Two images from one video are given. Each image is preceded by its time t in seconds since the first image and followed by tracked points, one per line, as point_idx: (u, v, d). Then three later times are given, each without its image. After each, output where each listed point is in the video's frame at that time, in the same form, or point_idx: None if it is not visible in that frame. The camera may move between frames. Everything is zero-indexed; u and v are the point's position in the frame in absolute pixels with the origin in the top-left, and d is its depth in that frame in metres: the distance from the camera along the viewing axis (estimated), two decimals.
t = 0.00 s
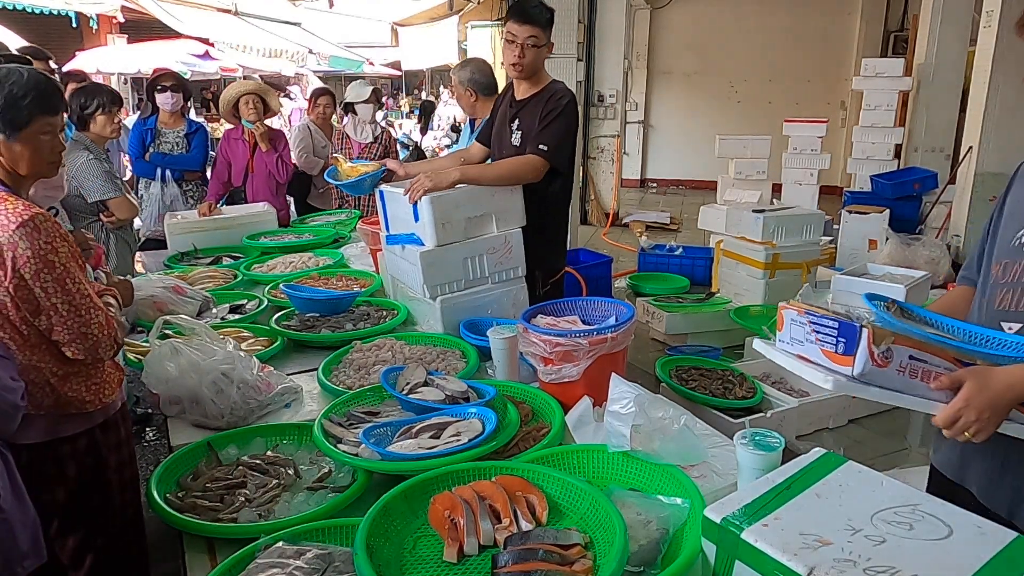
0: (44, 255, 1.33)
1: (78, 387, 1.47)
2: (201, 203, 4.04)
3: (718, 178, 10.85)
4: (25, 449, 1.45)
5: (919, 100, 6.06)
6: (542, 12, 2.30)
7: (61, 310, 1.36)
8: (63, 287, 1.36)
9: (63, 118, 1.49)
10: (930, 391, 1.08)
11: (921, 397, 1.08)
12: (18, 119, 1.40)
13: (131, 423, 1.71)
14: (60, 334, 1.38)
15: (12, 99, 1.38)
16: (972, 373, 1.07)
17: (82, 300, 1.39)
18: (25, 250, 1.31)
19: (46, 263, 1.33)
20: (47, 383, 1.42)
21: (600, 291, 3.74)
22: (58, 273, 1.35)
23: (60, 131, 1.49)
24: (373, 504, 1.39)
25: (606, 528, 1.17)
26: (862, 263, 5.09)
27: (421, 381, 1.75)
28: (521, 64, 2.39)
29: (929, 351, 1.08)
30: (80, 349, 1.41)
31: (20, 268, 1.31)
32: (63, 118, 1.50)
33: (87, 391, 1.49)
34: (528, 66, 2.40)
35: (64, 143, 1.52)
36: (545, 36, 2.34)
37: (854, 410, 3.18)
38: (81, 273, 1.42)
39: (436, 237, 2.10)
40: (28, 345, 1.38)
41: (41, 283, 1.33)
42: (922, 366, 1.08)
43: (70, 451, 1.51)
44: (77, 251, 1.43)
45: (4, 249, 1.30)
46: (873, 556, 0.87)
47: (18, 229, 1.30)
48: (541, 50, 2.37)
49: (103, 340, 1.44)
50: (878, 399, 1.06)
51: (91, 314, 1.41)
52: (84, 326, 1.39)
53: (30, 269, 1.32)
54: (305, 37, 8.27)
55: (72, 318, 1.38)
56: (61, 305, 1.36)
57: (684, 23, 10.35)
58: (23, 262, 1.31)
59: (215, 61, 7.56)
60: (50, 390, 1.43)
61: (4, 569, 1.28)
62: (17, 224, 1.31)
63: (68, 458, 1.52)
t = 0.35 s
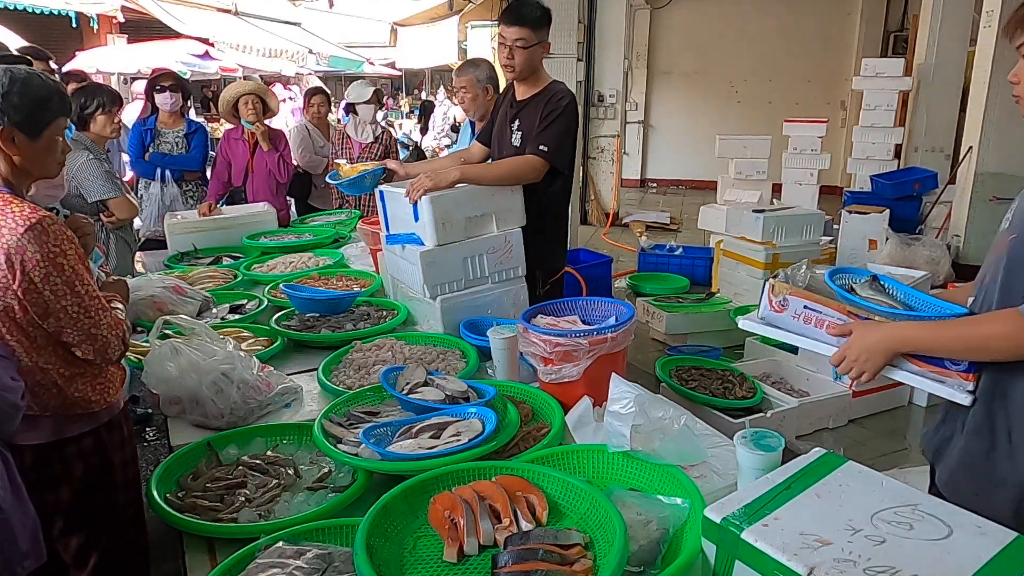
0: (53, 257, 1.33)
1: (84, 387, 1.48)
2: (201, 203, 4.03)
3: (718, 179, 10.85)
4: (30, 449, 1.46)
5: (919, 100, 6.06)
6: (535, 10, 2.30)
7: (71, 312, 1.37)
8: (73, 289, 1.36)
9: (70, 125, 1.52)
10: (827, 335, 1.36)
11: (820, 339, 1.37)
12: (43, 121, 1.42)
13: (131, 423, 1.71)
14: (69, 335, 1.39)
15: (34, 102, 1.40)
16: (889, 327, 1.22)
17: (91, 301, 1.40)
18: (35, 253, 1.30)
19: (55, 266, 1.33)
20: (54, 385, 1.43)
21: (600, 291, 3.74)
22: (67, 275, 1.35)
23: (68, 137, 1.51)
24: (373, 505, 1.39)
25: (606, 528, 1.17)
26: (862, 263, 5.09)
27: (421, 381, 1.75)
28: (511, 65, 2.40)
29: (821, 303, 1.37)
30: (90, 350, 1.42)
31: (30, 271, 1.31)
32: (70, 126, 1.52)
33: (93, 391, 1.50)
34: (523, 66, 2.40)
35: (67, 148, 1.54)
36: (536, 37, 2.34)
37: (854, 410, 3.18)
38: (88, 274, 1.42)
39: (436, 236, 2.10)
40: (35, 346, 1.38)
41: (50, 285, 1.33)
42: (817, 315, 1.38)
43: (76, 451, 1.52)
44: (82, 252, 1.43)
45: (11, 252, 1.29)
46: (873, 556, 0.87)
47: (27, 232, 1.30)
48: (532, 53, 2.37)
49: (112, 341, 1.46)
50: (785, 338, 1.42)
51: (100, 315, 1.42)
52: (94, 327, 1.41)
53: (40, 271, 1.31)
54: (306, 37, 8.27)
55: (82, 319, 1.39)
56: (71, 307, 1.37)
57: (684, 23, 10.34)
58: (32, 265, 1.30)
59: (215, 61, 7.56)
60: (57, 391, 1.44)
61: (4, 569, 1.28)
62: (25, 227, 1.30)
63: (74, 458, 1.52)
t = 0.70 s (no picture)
0: (68, 255, 1.35)
1: (93, 385, 1.49)
2: (201, 203, 4.03)
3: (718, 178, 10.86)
4: (37, 446, 1.46)
5: (919, 100, 6.05)
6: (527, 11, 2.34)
7: (86, 311, 1.39)
8: (87, 287, 1.39)
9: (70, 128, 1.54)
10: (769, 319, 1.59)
11: (762, 322, 1.61)
12: (57, 120, 1.45)
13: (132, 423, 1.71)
14: (83, 334, 1.40)
15: (49, 102, 1.43)
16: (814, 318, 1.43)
17: (104, 300, 1.42)
18: (50, 252, 1.33)
19: (70, 265, 1.36)
20: (64, 382, 1.43)
21: (600, 291, 3.74)
22: (81, 274, 1.37)
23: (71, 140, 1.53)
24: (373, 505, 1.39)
25: (606, 528, 1.17)
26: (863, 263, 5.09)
27: (421, 381, 1.75)
28: (496, 70, 2.43)
29: (768, 293, 1.61)
30: (103, 348, 1.44)
31: (45, 270, 1.33)
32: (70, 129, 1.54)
33: (101, 388, 1.51)
34: (511, 69, 2.42)
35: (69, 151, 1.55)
36: (511, 38, 2.35)
37: (854, 410, 3.18)
38: (98, 274, 1.45)
39: (436, 237, 2.11)
40: (45, 344, 1.40)
41: (65, 284, 1.35)
42: (764, 303, 1.62)
43: (84, 448, 1.52)
44: (94, 253, 1.45)
45: (26, 252, 1.31)
46: (873, 557, 0.87)
47: (42, 232, 1.32)
48: (514, 54, 2.38)
49: (123, 338, 1.48)
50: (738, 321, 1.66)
51: (112, 314, 1.44)
52: (107, 326, 1.43)
53: (55, 270, 1.33)
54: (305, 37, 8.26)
55: (95, 318, 1.41)
56: (85, 306, 1.39)
57: (684, 23, 10.33)
58: (48, 264, 1.32)
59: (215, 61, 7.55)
60: (67, 389, 1.45)
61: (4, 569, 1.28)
62: (40, 227, 1.32)
63: (82, 453, 1.52)
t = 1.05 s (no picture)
0: (69, 255, 1.35)
1: (93, 385, 1.49)
2: (202, 203, 4.03)
3: (718, 178, 10.87)
4: (38, 444, 1.47)
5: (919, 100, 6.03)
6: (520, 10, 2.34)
7: (85, 310, 1.39)
8: (87, 287, 1.38)
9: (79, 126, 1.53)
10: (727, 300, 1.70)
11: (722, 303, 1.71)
12: (65, 121, 1.45)
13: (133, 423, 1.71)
14: (82, 333, 1.40)
15: (60, 103, 1.43)
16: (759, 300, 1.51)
17: (104, 300, 1.42)
18: (50, 250, 1.33)
19: (70, 264, 1.35)
20: (64, 382, 1.43)
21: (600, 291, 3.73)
22: (82, 274, 1.37)
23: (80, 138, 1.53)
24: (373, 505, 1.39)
25: (606, 528, 1.18)
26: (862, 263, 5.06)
27: (421, 381, 1.75)
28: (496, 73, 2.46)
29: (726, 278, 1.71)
30: (102, 348, 1.44)
31: (45, 269, 1.33)
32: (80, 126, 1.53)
33: (102, 388, 1.50)
34: (510, 71, 2.44)
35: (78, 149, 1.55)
36: (507, 40, 2.37)
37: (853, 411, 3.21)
38: (99, 274, 1.45)
39: (436, 236, 2.11)
40: (46, 343, 1.40)
41: (65, 284, 1.35)
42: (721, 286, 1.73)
43: (84, 448, 1.52)
44: (97, 254, 1.45)
45: (27, 250, 1.31)
46: (873, 556, 0.87)
47: (43, 231, 1.32)
48: (512, 56, 2.40)
49: (123, 339, 1.47)
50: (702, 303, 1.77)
51: (111, 314, 1.44)
52: (106, 326, 1.42)
53: (55, 269, 1.33)
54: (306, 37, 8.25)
55: (94, 317, 1.40)
56: (85, 305, 1.38)
57: (684, 23, 10.32)
58: (47, 263, 1.33)
59: (215, 61, 7.55)
60: (66, 388, 1.44)
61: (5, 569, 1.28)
62: (41, 226, 1.32)
63: (79, 456, 1.53)
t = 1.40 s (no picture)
0: (65, 257, 1.35)
1: (92, 385, 1.49)
2: (201, 203, 4.02)
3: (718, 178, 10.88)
4: (39, 445, 1.47)
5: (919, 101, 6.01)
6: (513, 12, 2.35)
7: (81, 313, 1.39)
8: (83, 291, 1.38)
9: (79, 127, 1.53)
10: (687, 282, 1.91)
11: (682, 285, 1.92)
12: (65, 123, 1.45)
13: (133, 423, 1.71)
14: (79, 335, 1.40)
15: (60, 104, 1.43)
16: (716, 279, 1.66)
17: (100, 302, 1.42)
18: (46, 254, 1.33)
19: (66, 267, 1.36)
20: (61, 382, 1.44)
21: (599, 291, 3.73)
22: (77, 276, 1.37)
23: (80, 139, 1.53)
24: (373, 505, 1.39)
25: (606, 528, 1.18)
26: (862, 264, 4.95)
27: (421, 381, 1.75)
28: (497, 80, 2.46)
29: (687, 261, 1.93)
30: (98, 350, 1.44)
31: (41, 272, 1.33)
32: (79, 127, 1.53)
33: (100, 389, 1.50)
34: (510, 77, 2.44)
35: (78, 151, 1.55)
36: (506, 47, 2.37)
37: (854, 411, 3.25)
38: (96, 276, 1.45)
39: (436, 236, 2.11)
40: (43, 344, 1.40)
41: (61, 286, 1.35)
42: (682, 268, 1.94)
43: (83, 447, 1.52)
44: (93, 256, 1.45)
45: (23, 253, 1.31)
46: (873, 556, 0.87)
47: (40, 234, 1.32)
48: (512, 60, 2.40)
49: (119, 340, 1.47)
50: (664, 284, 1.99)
51: (108, 316, 1.44)
52: (102, 328, 1.43)
53: (51, 272, 1.33)
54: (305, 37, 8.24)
55: (90, 320, 1.40)
56: (81, 308, 1.39)
57: (684, 23, 10.32)
58: (43, 266, 1.33)
59: (215, 61, 7.55)
60: (64, 388, 1.44)
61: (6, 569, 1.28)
62: (38, 229, 1.32)
63: (79, 455, 1.53)
